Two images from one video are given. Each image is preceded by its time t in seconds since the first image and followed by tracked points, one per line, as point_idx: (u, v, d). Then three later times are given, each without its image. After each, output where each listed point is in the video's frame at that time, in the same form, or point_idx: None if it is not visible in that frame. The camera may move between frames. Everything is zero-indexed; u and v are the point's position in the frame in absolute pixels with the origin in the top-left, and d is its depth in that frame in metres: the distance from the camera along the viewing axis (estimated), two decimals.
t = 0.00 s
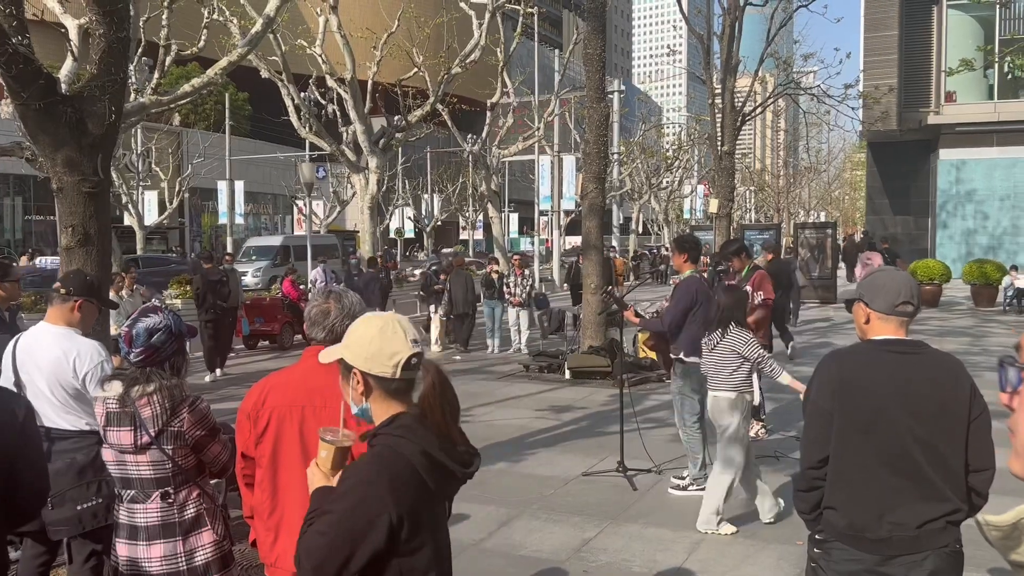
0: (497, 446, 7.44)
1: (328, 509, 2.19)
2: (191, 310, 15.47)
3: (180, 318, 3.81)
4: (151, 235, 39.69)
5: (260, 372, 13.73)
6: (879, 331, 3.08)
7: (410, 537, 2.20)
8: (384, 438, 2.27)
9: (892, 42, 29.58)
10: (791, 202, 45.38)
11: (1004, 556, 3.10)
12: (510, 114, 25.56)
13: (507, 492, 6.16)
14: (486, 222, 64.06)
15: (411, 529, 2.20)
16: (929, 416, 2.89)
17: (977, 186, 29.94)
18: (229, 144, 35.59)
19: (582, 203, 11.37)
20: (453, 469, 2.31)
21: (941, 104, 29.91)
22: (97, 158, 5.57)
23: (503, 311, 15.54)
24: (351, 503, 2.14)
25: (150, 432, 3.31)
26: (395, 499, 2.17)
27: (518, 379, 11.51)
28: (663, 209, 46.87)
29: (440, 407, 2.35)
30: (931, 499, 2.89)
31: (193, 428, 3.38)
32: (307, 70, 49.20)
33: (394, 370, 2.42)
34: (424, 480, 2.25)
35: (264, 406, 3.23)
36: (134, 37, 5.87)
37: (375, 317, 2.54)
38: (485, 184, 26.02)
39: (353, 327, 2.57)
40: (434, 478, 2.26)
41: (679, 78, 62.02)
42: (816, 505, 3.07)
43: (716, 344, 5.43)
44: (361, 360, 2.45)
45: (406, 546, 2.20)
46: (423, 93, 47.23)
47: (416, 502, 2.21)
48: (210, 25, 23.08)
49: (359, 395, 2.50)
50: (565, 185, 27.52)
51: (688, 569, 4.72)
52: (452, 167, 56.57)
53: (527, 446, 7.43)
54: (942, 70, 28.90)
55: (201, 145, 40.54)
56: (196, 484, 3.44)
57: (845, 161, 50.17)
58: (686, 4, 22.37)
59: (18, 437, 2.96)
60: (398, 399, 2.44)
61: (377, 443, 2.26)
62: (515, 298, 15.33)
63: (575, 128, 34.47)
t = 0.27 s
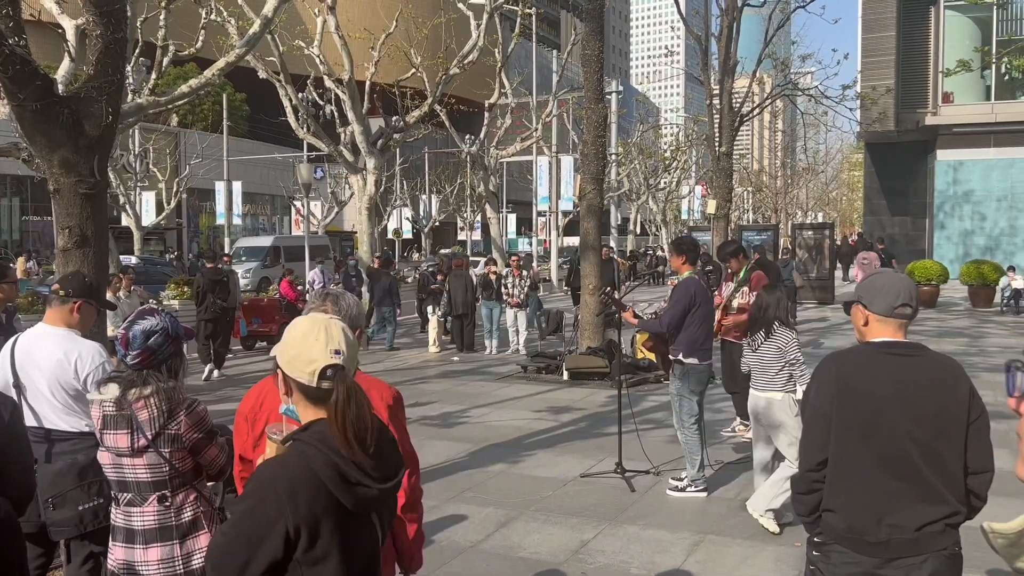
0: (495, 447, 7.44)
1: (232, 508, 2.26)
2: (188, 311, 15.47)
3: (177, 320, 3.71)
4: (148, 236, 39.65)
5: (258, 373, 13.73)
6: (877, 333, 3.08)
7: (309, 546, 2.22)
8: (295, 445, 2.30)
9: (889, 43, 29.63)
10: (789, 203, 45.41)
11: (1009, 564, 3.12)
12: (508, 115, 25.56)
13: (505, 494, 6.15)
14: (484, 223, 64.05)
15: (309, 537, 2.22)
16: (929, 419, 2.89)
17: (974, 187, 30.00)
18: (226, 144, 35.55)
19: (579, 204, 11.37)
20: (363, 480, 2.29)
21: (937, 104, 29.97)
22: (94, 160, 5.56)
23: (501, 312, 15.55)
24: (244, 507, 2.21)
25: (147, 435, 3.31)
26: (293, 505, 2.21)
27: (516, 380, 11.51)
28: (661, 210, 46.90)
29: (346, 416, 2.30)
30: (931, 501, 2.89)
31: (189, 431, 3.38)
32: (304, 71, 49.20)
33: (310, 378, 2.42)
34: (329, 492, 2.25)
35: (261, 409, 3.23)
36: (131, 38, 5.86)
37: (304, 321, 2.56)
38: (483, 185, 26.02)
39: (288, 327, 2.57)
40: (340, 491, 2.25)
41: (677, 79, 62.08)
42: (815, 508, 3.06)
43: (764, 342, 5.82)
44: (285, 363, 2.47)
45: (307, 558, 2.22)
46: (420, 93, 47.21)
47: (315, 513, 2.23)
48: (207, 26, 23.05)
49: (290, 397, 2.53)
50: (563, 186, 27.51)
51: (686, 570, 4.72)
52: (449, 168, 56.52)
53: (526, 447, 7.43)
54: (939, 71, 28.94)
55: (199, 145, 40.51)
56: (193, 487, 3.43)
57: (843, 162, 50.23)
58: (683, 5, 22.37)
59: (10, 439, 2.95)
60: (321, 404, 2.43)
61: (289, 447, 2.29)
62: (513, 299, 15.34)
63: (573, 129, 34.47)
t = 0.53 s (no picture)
0: (493, 447, 7.43)
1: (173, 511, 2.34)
2: (187, 311, 15.46)
3: (174, 321, 3.72)
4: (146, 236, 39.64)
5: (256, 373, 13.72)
6: (877, 333, 3.09)
7: (241, 548, 2.26)
8: (231, 448, 2.36)
9: (887, 43, 29.66)
10: (787, 203, 45.46)
11: (1009, 568, 3.13)
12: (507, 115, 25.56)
13: (504, 494, 6.14)
14: (483, 223, 64.03)
15: (242, 542, 2.26)
16: (926, 420, 2.89)
17: (973, 187, 30.03)
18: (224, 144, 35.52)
19: (578, 205, 11.36)
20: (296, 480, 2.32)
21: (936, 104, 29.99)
22: (92, 160, 5.54)
23: (499, 312, 15.54)
24: (179, 510, 2.28)
25: (144, 436, 3.29)
26: (225, 509, 2.26)
27: (515, 380, 11.51)
28: (660, 210, 46.89)
29: (276, 421, 2.27)
30: (931, 502, 2.89)
31: (187, 432, 3.36)
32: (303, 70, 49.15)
33: (247, 382, 2.54)
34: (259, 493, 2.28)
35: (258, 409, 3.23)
36: (129, 38, 5.85)
37: (247, 322, 2.62)
38: (482, 185, 26.01)
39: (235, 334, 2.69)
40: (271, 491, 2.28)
41: (676, 79, 62.11)
42: (814, 509, 3.07)
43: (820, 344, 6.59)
44: (227, 366, 2.59)
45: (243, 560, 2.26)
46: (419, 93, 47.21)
47: (245, 514, 2.26)
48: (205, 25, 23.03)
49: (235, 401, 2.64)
50: (562, 186, 27.50)
51: (684, 571, 4.72)
52: (448, 168, 56.47)
53: (524, 447, 7.43)
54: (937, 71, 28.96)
55: (197, 144, 40.47)
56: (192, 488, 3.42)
57: (841, 162, 50.27)
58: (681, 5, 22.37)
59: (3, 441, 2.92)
60: (255, 406, 2.57)
61: (226, 450, 2.36)
62: (512, 299, 15.35)
63: (571, 129, 34.46)
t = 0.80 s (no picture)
0: (493, 447, 7.42)
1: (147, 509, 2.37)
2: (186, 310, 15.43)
3: (174, 320, 3.71)
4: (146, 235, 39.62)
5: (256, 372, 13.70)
6: (878, 332, 3.08)
7: (214, 544, 2.29)
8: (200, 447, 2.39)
9: (888, 43, 29.64)
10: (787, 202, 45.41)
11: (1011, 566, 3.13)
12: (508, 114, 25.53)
13: (504, 494, 6.14)
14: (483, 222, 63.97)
15: (214, 537, 2.28)
16: (926, 419, 2.89)
17: (973, 186, 30.03)
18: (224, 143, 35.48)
19: (578, 204, 11.35)
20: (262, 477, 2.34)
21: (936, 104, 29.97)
22: (92, 158, 5.54)
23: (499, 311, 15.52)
24: (150, 509, 2.32)
25: (144, 435, 3.28)
26: (197, 506, 2.29)
27: (514, 379, 11.50)
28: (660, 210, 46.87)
29: (237, 425, 2.24)
30: (931, 501, 2.89)
31: (187, 431, 3.35)
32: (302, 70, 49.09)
33: (211, 383, 2.59)
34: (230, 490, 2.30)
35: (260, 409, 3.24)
36: (129, 36, 5.85)
37: (213, 324, 2.67)
38: (482, 185, 25.98)
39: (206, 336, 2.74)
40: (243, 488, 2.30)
41: (676, 78, 62.02)
42: (814, 508, 3.07)
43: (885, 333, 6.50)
44: (194, 368, 2.64)
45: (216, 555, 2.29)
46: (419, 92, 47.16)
47: (216, 511, 2.28)
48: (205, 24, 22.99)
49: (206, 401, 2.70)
50: (562, 185, 27.47)
51: (684, 570, 4.72)
52: (448, 168, 56.43)
53: (524, 447, 7.42)
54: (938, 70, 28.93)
55: (197, 144, 40.43)
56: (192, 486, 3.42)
57: (842, 161, 50.24)
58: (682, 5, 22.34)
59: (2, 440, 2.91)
60: (222, 407, 2.62)
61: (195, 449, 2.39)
62: (512, 298, 15.36)
63: (571, 129, 34.43)
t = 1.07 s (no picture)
0: (494, 446, 7.41)
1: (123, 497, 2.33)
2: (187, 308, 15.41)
3: (173, 318, 3.77)
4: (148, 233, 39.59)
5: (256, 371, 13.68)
6: (879, 331, 3.07)
7: (199, 533, 2.30)
8: (186, 438, 2.38)
9: (891, 42, 29.57)
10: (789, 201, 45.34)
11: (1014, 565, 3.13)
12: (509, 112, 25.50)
13: (505, 492, 6.13)
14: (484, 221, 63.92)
15: (199, 526, 2.30)
16: (928, 417, 2.89)
17: (975, 186, 29.98)
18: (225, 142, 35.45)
19: (580, 203, 11.34)
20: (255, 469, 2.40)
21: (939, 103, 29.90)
22: (94, 157, 5.54)
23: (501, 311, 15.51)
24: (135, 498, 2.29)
25: (145, 433, 3.31)
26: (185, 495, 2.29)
27: (515, 378, 11.49)
28: (661, 209, 46.82)
29: (231, 415, 2.35)
30: (933, 500, 2.89)
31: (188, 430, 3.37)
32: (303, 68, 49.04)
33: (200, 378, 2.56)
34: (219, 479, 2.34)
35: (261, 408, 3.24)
36: (130, 34, 5.85)
37: (199, 320, 2.63)
38: (484, 184, 25.94)
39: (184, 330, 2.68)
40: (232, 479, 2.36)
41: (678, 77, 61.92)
42: (815, 507, 3.06)
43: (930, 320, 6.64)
44: (178, 361, 2.59)
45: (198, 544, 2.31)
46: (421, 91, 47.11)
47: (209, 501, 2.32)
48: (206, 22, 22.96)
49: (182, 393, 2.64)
50: (563, 184, 27.42)
51: (686, 569, 4.72)
52: (448, 166, 56.35)
53: (525, 446, 7.42)
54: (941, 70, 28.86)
55: (198, 142, 40.38)
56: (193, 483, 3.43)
57: (843, 161, 50.15)
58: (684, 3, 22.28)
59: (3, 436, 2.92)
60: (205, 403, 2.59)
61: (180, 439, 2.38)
62: (513, 297, 15.36)
63: (573, 128, 34.40)
